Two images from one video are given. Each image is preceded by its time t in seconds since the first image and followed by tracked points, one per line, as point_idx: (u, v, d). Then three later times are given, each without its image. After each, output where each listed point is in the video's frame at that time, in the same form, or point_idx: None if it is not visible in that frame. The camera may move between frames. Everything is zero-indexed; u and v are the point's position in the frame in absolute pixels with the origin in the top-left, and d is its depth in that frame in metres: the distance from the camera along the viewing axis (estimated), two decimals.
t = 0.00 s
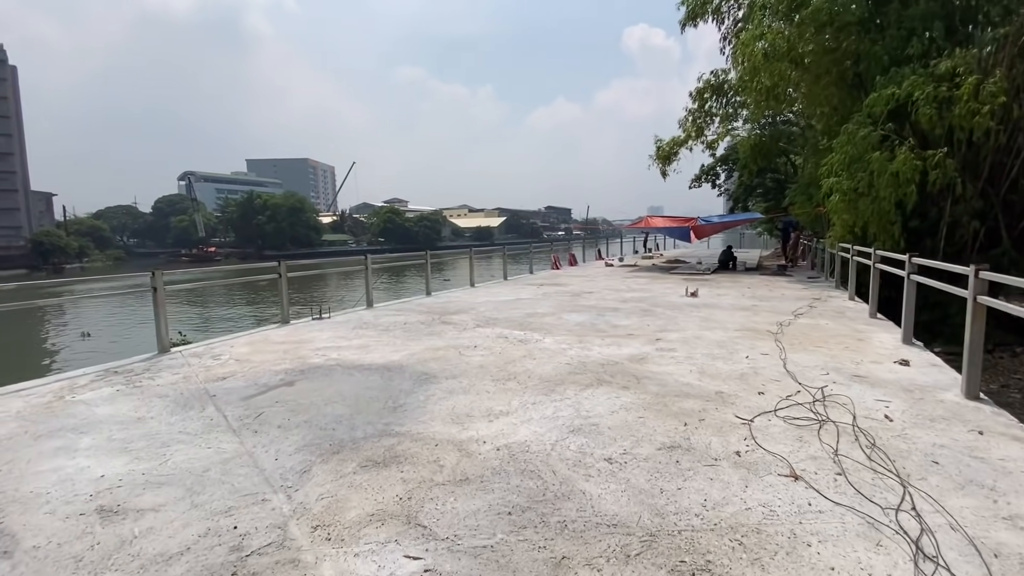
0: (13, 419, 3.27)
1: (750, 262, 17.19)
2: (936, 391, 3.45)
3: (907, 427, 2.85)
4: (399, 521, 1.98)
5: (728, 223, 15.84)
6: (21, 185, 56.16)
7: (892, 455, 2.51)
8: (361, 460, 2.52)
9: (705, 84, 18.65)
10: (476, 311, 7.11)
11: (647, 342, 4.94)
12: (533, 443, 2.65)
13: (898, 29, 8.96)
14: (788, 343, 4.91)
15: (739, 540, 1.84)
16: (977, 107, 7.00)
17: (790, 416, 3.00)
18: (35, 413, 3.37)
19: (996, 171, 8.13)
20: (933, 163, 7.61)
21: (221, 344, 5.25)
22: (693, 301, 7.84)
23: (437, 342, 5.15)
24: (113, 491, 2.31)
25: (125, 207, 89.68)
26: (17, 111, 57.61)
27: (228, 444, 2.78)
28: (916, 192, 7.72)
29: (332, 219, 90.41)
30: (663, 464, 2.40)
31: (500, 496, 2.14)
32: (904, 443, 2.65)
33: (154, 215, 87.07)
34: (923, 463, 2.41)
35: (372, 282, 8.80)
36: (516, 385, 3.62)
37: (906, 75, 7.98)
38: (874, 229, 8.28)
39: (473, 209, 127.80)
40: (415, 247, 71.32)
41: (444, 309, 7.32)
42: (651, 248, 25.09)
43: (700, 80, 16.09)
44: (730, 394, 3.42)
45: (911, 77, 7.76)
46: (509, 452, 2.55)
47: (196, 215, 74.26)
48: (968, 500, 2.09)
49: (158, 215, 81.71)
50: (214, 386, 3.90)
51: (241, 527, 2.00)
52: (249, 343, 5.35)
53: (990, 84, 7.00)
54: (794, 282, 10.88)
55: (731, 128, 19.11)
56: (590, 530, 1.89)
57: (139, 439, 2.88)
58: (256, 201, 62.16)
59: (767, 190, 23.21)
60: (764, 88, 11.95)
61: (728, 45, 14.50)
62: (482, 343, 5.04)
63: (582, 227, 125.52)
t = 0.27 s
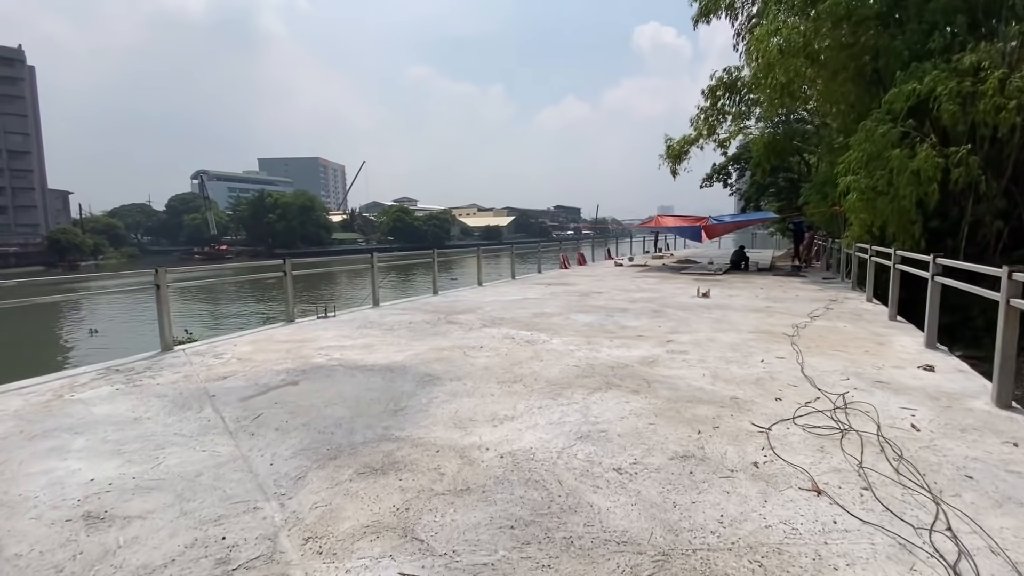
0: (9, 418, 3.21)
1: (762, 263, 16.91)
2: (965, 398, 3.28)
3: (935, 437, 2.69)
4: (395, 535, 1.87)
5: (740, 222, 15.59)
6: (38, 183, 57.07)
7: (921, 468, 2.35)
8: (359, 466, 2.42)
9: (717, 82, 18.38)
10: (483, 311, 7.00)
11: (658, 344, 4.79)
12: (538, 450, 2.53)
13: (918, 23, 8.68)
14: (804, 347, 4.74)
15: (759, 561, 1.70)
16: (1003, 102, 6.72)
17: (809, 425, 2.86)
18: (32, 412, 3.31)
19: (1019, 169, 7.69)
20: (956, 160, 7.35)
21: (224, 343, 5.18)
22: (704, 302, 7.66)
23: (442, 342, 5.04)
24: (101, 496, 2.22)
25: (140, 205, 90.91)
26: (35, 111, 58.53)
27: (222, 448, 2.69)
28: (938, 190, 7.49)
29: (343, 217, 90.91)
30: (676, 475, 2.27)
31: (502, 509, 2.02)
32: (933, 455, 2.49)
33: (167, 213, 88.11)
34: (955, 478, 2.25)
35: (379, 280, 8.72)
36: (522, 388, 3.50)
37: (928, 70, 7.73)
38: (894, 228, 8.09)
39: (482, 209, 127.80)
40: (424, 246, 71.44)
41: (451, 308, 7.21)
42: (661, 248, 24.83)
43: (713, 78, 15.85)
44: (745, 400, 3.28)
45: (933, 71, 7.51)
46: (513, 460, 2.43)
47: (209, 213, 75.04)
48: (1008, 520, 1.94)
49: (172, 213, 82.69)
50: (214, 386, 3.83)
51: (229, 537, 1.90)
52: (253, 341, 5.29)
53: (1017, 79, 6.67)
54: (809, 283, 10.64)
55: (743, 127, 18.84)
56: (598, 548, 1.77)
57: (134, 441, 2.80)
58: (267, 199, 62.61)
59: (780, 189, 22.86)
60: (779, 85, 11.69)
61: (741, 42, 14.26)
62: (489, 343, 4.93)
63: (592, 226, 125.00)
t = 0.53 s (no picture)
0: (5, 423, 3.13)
1: (781, 265, 16.50)
2: (1009, 418, 3.03)
3: (981, 463, 2.47)
4: (388, 568, 1.72)
5: (759, 224, 15.22)
6: (63, 184, 58.42)
7: (967, 500, 2.14)
8: (354, 486, 2.28)
9: (736, 80, 18.01)
10: (493, 314, 6.84)
11: (674, 352, 4.58)
12: (546, 471, 2.37)
13: (949, 17, 8.32)
14: (830, 357, 4.50)
15: None
16: None
17: (839, 447, 2.65)
18: (29, 417, 3.23)
19: None
20: (991, 160, 6.98)
21: (230, 346, 5.10)
22: (722, 307, 7.41)
23: (450, 348, 4.90)
24: (86, 514, 2.10)
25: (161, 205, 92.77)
26: (61, 113, 59.97)
27: (216, 461, 2.57)
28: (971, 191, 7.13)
29: (358, 217, 91.71)
30: (695, 504, 2.09)
31: (506, 539, 1.86)
32: (980, 484, 2.27)
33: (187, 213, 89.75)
34: (1008, 512, 2.04)
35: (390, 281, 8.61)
36: (531, 400, 3.33)
37: (960, 66, 7.38)
38: (923, 231, 7.78)
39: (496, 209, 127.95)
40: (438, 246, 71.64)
41: (460, 312, 7.07)
42: (676, 249, 24.44)
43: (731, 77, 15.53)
44: (769, 417, 3.07)
45: (965, 67, 7.16)
46: (518, 482, 2.27)
47: (227, 213, 76.21)
48: None
49: (192, 212, 84.21)
50: (215, 393, 3.73)
51: (211, 566, 1.77)
52: (259, 345, 5.20)
53: None
54: (831, 288, 10.29)
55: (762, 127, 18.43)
56: None
57: (126, 452, 2.68)
58: (284, 200, 63.34)
59: (799, 190, 22.35)
60: (801, 83, 11.36)
61: (761, 39, 13.92)
62: (498, 350, 4.77)
63: (606, 227, 124.22)
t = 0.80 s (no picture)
0: (13, 426, 3.10)
1: (799, 268, 16.16)
2: None
3: None
4: None
5: (778, 225, 14.90)
6: (86, 186, 59.78)
7: (1017, 523, 1.98)
8: (360, 497, 2.18)
9: (754, 79, 17.70)
10: (505, 317, 6.72)
11: (693, 358, 4.43)
12: (560, 485, 2.25)
13: (978, 13, 8.03)
14: (857, 364, 4.31)
15: None
16: None
17: (872, 462, 2.50)
18: (37, 420, 3.20)
19: None
20: None
21: (241, 348, 5.07)
22: (740, 311, 7.21)
23: (461, 351, 4.80)
24: (83, 524, 2.04)
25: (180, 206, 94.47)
26: (84, 116, 61.33)
27: (219, 469, 2.49)
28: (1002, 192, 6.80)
29: (372, 219, 92.42)
30: (720, 523, 1.96)
31: (517, 560, 1.75)
32: None
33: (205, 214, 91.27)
34: None
35: (402, 282, 8.53)
36: (544, 408, 3.21)
37: (989, 62, 7.11)
38: (950, 233, 7.54)
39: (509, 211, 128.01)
40: (451, 247, 71.79)
41: (472, 314, 6.97)
42: (691, 251, 24.10)
43: (749, 76, 15.27)
44: (795, 428, 2.92)
45: (996, 63, 6.88)
46: (531, 496, 2.16)
47: (244, 214, 77.33)
48: None
49: (210, 213, 85.63)
50: (223, 396, 3.67)
51: None
52: (269, 347, 5.16)
53: None
54: (853, 291, 9.99)
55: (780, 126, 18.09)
56: None
57: (129, 458, 2.62)
58: (299, 201, 64.03)
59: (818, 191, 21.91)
60: (822, 81, 11.08)
61: (780, 37, 13.66)
62: (510, 354, 4.66)
63: (619, 228, 123.45)
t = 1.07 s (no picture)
0: (28, 429, 3.06)
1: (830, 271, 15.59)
2: None
3: None
4: None
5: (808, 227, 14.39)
6: (119, 190, 61.77)
7: None
8: (373, 515, 2.04)
9: (782, 77, 17.20)
10: (525, 321, 6.55)
11: (725, 367, 4.19)
12: (588, 506, 2.07)
13: None
14: (904, 374, 4.02)
15: None
16: None
17: (935, 486, 2.26)
18: (52, 424, 3.15)
19: None
20: None
21: (258, 351, 5.01)
22: (771, 316, 6.91)
23: (481, 356, 4.64)
24: (84, 539, 1.93)
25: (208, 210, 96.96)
26: (118, 123, 63.46)
27: (228, 480, 2.38)
28: None
29: (393, 221, 93.36)
30: (770, 556, 1.76)
31: None
32: None
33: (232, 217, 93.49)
34: None
35: (422, 284, 8.41)
36: (568, 418, 3.03)
37: None
38: (997, 235, 7.10)
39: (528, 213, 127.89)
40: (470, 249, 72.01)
41: (492, 317, 6.81)
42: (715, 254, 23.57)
43: (777, 73, 14.82)
44: (843, 446, 2.69)
45: None
46: (556, 518, 1.98)
47: (269, 217, 78.89)
48: None
49: (236, 217, 87.66)
50: (238, 400, 3.59)
51: None
52: (287, 349, 5.08)
53: None
54: (890, 295, 9.52)
55: (808, 125, 17.53)
56: None
57: (138, 466, 2.53)
58: (322, 204, 65.01)
59: (848, 192, 21.20)
60: (856, 76, 10.61)
61: (811, 32, 13.21)
62: (531, 359, 4.49)
63: (640, 230, 122.21)
